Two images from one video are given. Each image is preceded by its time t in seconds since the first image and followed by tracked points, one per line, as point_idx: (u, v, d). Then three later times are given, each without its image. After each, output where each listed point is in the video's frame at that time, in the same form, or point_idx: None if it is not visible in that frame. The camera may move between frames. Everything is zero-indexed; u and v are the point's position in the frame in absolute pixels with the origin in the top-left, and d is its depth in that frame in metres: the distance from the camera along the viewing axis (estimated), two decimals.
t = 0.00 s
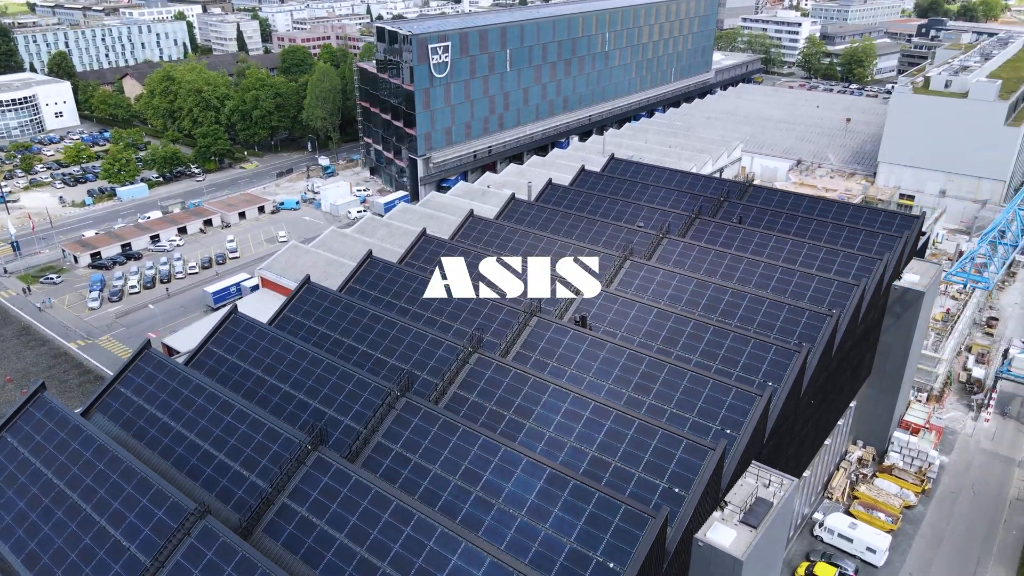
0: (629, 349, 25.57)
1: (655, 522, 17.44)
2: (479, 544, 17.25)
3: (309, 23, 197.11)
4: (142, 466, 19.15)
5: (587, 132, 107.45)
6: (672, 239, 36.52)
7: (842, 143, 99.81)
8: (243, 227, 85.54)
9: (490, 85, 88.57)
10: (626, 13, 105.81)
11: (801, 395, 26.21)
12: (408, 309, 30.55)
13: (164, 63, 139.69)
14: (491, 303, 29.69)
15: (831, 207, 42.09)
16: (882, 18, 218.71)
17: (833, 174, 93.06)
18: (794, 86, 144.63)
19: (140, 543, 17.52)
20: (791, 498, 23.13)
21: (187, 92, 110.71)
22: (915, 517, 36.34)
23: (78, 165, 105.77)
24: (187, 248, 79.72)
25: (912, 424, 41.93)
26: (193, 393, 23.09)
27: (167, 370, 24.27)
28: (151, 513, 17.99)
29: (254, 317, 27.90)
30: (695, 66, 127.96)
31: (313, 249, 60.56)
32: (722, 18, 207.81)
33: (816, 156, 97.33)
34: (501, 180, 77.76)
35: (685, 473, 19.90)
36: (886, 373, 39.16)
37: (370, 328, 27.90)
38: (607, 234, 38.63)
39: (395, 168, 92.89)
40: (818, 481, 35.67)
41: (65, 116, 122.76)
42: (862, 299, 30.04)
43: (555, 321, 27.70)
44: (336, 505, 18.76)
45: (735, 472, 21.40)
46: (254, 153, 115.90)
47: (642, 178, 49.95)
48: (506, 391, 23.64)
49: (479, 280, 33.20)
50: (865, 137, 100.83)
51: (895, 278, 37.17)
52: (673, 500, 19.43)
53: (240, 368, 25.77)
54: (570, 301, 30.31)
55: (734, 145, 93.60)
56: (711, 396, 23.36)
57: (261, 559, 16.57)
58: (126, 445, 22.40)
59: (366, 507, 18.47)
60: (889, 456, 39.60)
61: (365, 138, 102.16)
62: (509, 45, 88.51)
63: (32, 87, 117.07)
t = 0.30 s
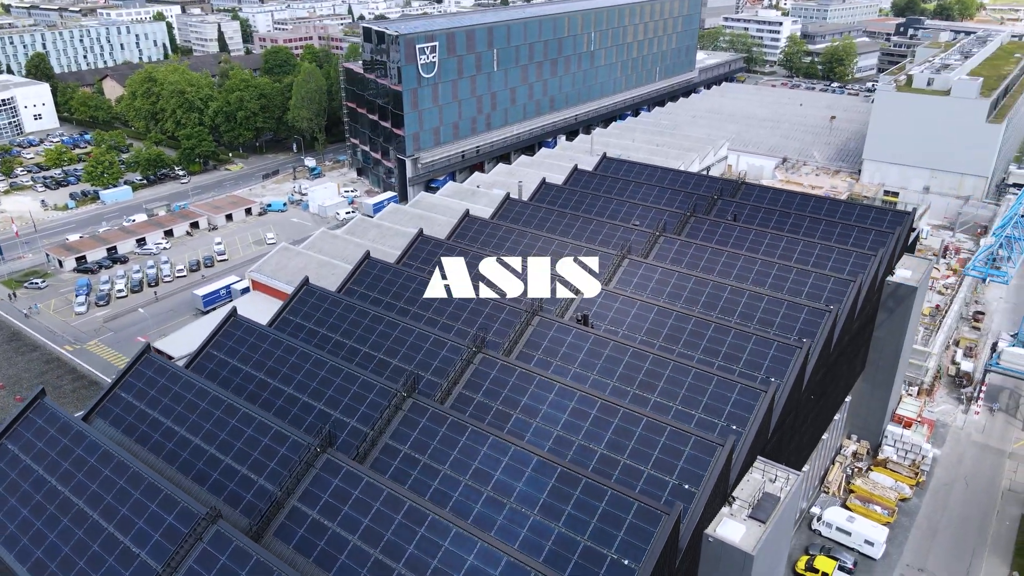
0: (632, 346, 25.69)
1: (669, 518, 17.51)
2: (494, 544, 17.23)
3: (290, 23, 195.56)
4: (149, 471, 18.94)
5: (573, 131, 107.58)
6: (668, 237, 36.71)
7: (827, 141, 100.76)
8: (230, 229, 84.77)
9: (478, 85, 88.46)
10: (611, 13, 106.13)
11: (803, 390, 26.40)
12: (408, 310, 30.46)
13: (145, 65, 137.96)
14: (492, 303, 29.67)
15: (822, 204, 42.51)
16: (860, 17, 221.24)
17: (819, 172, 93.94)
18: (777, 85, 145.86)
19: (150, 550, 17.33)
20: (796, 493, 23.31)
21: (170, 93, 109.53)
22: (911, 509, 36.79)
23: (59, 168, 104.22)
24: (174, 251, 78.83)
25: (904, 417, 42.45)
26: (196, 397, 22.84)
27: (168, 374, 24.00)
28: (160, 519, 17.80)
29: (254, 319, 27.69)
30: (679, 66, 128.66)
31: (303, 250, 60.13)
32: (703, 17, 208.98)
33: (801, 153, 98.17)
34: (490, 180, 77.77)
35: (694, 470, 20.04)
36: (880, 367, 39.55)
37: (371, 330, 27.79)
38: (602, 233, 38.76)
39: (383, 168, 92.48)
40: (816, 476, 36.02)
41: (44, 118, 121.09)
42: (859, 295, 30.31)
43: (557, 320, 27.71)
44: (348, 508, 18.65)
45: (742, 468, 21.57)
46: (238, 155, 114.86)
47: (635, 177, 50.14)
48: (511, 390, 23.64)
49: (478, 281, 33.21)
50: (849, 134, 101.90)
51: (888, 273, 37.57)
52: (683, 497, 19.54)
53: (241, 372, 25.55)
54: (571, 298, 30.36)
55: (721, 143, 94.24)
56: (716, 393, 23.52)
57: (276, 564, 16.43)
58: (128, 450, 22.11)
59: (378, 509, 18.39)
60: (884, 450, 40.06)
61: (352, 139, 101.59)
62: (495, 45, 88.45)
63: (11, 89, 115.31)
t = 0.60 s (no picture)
0: (636, 344, 25.84)
1: (682, 515, 17.63)
2: (510, 543, 17.26)
3: (272, 24, 194.09)
4: (157, 476, 18.83)
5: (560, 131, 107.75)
6: (664, 235, 36.93)
7: (811, 138, 101.71)
8: (217, 232, 84.04)
9: (465, 85, 88.35)
10: (596, 13, 106.44)
11: (805, 385, 26.64)
12: (409, 310, 30.40)
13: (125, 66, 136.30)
14: (493, 303, 29.67)
15: (815, 201, 42.90)
16: (838, 16, 223.62)
17: (804, 169, 94.80)
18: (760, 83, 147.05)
19: (162, 556, 17.22)
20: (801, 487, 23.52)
21: (152, 95, 108.33)
22: (906, 501, 37.27)
23: (40, 171, 102.71)
24: (160, 254, 77.97)
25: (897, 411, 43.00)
26: (200, 400, 22.65)
27: (171, 378, 23.77)
28: (171, 524, 17.70)
29: (254, 322, 27.51)
30: (664, 65, 129.30)
31: (294, 252, 59.74)
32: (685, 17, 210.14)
33: (787, 151, 98.99)
34: (479, 180, 77.77)
35: (704, 466, 20.21)
36: (874, 362, 39.99)
37: (373, 331, 27.73)
38: (599, 232, 38.91)
39: (370, 169, 92.11)
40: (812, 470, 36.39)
41: (22, 120, 119.68)
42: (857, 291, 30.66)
43: (559, 319, 27.79)
44: (360, 509, 18.61)
45: (749, 463, 21.77)
46: (223, 156, 113.81)
47: (627, 176, 50.36)
48: (518, 389, 23.66)
49: (478, 281, 33.24)
50: (833, 132, 102.95)
51: (882, 270, 38.06)
52: (693, 493, 19.71)
53: (243, 375, 25.37)
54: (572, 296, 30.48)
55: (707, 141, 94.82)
56: (720, 389, 23.73)
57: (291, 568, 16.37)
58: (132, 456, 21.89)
59: (391, 510, 18.36)
60: (878, 443, 40.53)
61: (339, 139, 101.06)
62: (482, 44, 88.42)
63: None
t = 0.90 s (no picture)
0: (639, 342, 25.97)
1: (696, 512, 17.74)
2: (526, 542, 17.29)
3: (254, 24, 192.52)
4: (166, 481, 18.71)
5: (546, 130, 107.91)
6: (660, 234, 37.16)
7: (796, 136, 102.61)
8: (204, 234, 83.21)
9: (453, 85, 88.20)
10: (581, 13, 106.68)
11: (805, 380, 26.85)
12: (410, 311, 30.39)
13: (106, 67, 134.62)
14: (495, 302, 29.69)
15: (807, 198, 43.30)
16: (818, 15, 225.77)
17: (790, 167, 95.56)
18: (742, 82, 148.11)
19: (175, 562, 17.13)
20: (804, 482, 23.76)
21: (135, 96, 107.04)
22: (901, 494, 37.76)
23: (21, 174, 101.17)
24: (147, 257, 77.06)
25: (889, 405, 43.50)
26: (204, 404, 22.47)
27: (174, 382, 23.57)
28: (183, 530, 17.62)
29: (255, 324, 27.36)
30: (648, 64, 129.84)
31: (285, 254, 59.30)
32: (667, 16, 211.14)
33: (773, 149, 99.70)
34: (469, 180, 77.66)
35: (713, 463, 20.39)
36: (867, 357, 40.48)
37: (375, 332, 27.68)
38: (595, 231, 39.04)
39: (358, 170, 91.64)
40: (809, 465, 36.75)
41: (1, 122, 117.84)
42: (853, 288, 31.09)
43: (562, 318, 27.87)
44: (372, 511, 18.57)
45: (755, 459, 21.95)
46: (207, 158, 112.62)
47: (620, 175, 50.55)
48: (523, 389, 23.69)
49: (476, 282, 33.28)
50: (817, 130, 103.90)
51: (875, 265, 38.61)
52: (703, 489, 19.85)
53: (246, 378, 25.18)
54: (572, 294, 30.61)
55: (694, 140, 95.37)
56: (725, 386, 23.93)
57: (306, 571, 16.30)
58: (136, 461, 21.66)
59: (405, 511, 18.34)
60: (872, 437, 40.99)
61: (325, 140, 100.43)
62: (470, 44, 88.33)
63: None
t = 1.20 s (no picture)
0: (642, 340, 26.08)
1: (709, 508, 17.86)
2: (542, 541, 17.31)
3: (235, 25, 190.78)
4: (175, 487, 18.58)
5: (533, 130, 107.97)
6: (656, 233, 37.37)
7: (781, 134, 103.37)
8: (191, 237, 82.32)
9: (440, 85, 87.98)
10: (567, 12, 106.77)
11: (806, 376, 27.11)
12: (410, 311, 30.32)
13: (85, 68, 132.82)
14: (496, 302, 29.69)
15: (798, 195, 43.65)
16: (798, 15, 227.75)
17: (776, 164, 96.21)
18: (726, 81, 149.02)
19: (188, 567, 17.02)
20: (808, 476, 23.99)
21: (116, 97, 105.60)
22: (896, 487, 38.23)
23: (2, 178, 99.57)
24: (133, 260, 76.11)
25: (882, 399, 44.03)
26: (209, 408, 22.28)
27: (177, 386, 23.36)
28: (194, 535, 17.52)
29: (256, 327, 27.18)
30: (633, 63, 130.29)
31: (275, 256, 58.81)
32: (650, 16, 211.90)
33: (758, 147, 100.30)
34: (458, 181, 77.48)
35: (722, 459, 20.53)
36: (861, 352, 40.97)
37: (377, 333, 27.60)
38: (591, 230, 39.12)
39: (346, 171, 91.06)
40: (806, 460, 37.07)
41: None
42: (849, 283, 31.48)
43: (564, 317, 27.90)
44: (385, 513, 18.52)
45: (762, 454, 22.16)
46: (191, 160, 111.38)
47: (612, 174, 50.68)
48: (529, 388, 23.68)
49: (474, 282, 33.25)
50: (802, 128, 104.77)
51: (868, 261, 39.11)
52: (713, 485, 19.99)
53: (249, 381, 25.04)
54: (573, 293, 30.69)
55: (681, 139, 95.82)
56: (730, 382, 24.12)
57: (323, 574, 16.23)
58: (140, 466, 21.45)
59: (418, 512, 18.31)
60: (866, 432, 41.40)
61: (312, 141, 99.72)
62: (456, 44, 88.14)
63: None
